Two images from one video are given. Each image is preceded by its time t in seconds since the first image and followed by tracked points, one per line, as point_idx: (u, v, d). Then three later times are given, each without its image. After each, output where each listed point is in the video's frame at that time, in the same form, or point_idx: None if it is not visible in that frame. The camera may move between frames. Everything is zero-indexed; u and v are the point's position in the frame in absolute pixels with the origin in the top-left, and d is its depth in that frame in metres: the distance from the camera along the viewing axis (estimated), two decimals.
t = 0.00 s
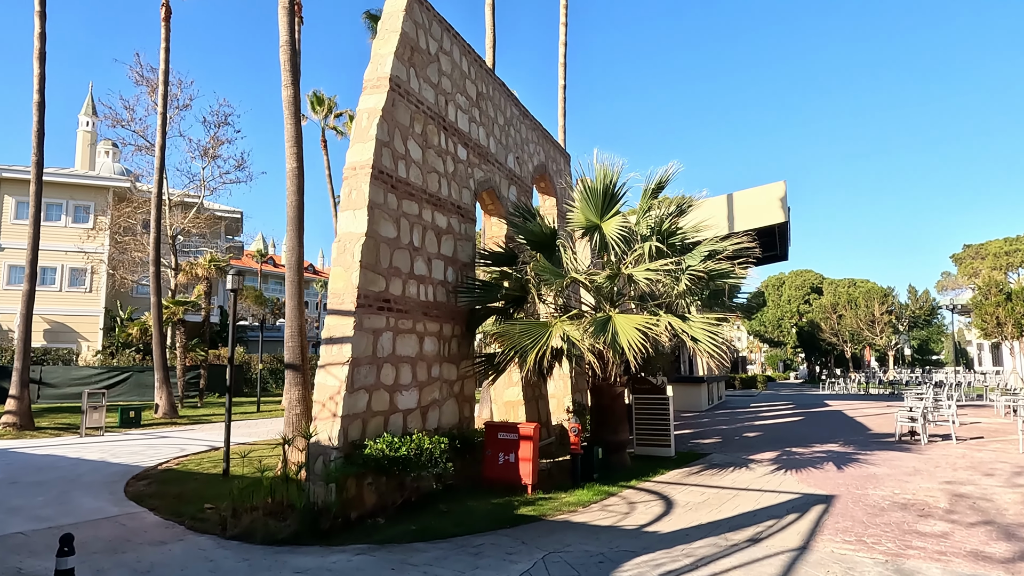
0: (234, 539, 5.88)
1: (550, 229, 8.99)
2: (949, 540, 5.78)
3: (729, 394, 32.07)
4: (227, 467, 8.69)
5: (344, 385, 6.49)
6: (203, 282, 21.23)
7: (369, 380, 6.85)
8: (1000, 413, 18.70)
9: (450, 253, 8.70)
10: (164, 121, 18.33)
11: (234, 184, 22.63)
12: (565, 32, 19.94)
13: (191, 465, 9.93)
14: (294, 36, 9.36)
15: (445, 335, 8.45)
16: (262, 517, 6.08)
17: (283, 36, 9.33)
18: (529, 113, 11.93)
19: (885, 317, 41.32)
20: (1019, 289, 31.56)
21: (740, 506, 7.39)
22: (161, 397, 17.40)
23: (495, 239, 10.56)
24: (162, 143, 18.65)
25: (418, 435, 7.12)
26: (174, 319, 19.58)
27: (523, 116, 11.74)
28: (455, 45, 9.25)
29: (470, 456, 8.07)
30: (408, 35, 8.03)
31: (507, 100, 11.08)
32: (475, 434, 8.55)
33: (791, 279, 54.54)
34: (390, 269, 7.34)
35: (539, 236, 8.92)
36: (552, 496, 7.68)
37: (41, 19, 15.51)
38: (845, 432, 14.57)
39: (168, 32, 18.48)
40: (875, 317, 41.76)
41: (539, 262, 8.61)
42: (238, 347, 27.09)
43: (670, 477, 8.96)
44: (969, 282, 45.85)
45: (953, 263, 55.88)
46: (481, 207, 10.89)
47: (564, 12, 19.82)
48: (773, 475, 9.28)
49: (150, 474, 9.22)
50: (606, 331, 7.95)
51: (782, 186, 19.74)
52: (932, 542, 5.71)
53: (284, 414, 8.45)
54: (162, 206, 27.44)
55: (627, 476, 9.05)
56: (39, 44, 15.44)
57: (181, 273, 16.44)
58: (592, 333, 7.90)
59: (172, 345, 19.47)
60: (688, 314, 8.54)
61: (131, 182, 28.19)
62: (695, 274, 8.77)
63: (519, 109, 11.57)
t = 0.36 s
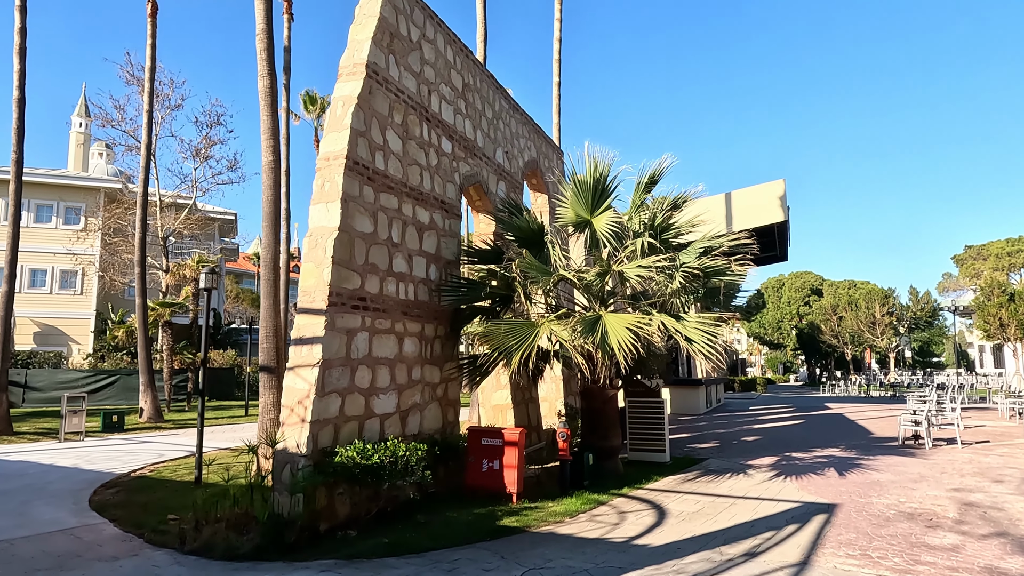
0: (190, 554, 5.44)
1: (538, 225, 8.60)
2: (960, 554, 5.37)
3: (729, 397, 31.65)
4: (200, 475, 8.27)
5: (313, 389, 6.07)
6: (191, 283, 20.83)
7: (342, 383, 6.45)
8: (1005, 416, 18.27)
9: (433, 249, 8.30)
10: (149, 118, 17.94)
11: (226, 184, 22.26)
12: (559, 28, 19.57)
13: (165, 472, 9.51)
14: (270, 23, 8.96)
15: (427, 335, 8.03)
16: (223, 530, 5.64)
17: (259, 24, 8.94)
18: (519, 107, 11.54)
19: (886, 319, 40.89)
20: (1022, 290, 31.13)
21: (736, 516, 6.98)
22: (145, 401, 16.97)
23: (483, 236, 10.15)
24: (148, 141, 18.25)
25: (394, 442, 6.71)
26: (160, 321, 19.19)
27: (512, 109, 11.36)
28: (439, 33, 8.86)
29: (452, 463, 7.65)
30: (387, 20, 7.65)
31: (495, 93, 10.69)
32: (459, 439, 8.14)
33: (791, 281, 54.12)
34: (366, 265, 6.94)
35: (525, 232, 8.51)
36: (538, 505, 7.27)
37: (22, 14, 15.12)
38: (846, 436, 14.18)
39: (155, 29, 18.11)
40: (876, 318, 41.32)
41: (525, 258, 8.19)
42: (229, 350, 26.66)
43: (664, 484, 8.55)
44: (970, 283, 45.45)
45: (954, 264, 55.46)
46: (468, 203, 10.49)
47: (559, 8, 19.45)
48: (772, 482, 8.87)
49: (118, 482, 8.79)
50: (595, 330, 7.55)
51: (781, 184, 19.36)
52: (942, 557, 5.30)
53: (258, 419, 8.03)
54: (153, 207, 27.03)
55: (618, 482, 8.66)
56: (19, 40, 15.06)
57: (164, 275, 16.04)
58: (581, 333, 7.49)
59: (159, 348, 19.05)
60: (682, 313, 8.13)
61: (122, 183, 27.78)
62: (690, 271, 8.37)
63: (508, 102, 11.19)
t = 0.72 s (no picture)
0: (140, 571, 5.06)
1: (524, 220, 8.20)
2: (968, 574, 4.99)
3: (727, 399, 31.24)
4: (167, 481, 7.81)
5: (277, 393, 5.68)
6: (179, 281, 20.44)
7: (310, 386, 6.06)
8: (1007, 420, 17.89)
9: (413, 246, 7.92)
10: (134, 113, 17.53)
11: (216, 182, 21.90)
12: (554, 23, 19.20)
13: (135, 478, 9.11)
14: (244, 10, 8.57)
15: (406, 336, 7.64)
16: (177, 545, 5.26)
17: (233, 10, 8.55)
18: (508, 100, 11.16)
19: (886, 320, 40.50)
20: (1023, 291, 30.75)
21: (729, 528, 6.60)
22: (128, 402, 16.59)
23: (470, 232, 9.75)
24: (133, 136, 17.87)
25: (365, 449, 6.29)
26: (146, 320, 18.96)
27: (501, 103, 10.99)
28: (420, 21, 8.49)
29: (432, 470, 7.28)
30: (363, 4, 7.28)
31: (482, 85, 10.31)
32: (439, 446, 7.75)
33: (790, 282, 53.77)
34: (339, 262, 6.55)
35: (510, 227, 8.12)
36: (521, 515, 6.90)
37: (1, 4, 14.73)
38: (846, 441, 13.80)
39: (140, 21, 17.74)
40: (876, 319, 40.95)
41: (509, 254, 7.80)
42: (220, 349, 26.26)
43: (655, 493, 8.16)
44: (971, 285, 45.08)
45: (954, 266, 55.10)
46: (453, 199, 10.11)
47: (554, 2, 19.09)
48: (768, 490, 8.48)
49: (83, 489, 8.39)
50: (581, 331, 7.15)
51: (779, 182, 19.01)
52: None
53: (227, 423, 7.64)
54: (144, 205, 26.66)
55: (607, 490, 8.28)
56: None
57: (146, 273, 15.64)
58: (566, 335, 7.10)
59: (145, 347, 18.65)
60: (674, 314, 7.76)
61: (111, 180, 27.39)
62: (682, 270, 7.99)
63: (496, 95, 10.81)
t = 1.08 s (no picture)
0: None
1: (506, 214, 7.78)
2: None
3: (724, 402, 30.86)
4: (129, 492, 7.30)
5: (234, 398, 5.26)
6: (163, 284, 20.01)
7: (271, 391, 5.63)
8: (1008, 423, 17.52)
9: (390, 242, 7.50)
10: (116, 111, 17.09)
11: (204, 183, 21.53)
12: (546, 19, 18.86)
13: (101, 488, 8.66)
14: None
15: (381, 337, 7.21)
16: (122, 565, 4.79)
17: None
18: (493, 93, 10.76)
19: (883, 322, 40.18)
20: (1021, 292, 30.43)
21: (722, 540, 6.19)
22: (108, 408, 16.14)
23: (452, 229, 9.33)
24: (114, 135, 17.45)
25: (330, 458, 5.81)
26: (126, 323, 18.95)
27: (486, 96, 10.58)
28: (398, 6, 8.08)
29: (408, 479, 6.87)
30: None
31: (466, 76, 9.91)
32: (417, 453, 7.34)
33: (786, 284, 53.48)
34: (305, 258, 6.14)
35: (492, 222, 7.70)
36: (502, 527, 6.48)
37: None
38: (845, 445, 13.41)
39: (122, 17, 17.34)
40: (873, 321, 40.64)
41: (489, 250, 7.37)
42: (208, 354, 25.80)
43: (645, 501, 7.75)
44: (968, 286, 44.78)
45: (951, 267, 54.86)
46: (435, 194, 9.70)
47: None
48: (764, 498, 8.07)
49: (41, 500, 7.92)
50: (564, 331, 6.76)
51: (775, 181, 18.66)
52: None
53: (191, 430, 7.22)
54: (131, 207, 26.23)
55: (595, 498, 7.88)
56: None
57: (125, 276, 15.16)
58: (547, 334, 6.69)
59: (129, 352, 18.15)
60: (664, 312, 7.34)
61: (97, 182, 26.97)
62: (672, 267, 7.59)
63: (481, 87, 10.41)
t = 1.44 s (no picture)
0: None
1: (485, 208, 7.40)
2: None
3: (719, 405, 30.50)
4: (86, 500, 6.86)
5: (184, 401, 4.87)
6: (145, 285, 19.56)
7: (227, 394, 5.25)
8: (1008, 426, 17.17)
9: (362, 237, 7.13)
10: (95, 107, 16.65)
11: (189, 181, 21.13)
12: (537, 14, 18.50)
13: (62, 496, 8.25)
14: None
15: (352, 338, 6.83)
16: None
17: None
18: (478, 85, 10.40)
19: (880, 324, 39.87)
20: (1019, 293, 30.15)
21: (711, 552, 5.81)
22: (86, 411, 15.72)
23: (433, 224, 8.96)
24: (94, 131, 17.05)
25: (288, 466, 5.32)
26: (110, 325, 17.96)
27: (471, 87, 10.22)
28: None
29: (379, 487, 6.54)
30: None
31: (448, 67, 9.54)
32: (391, 460, 6.97)
33: (783, 286, 53.22)
34: (266, 252, 5.75)
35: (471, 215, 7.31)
36: (479, 539, 6.08)
37: None
38: (841, 449, 13.05)
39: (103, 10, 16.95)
40: (870, 323, 40.33)
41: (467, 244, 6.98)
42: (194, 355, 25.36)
43: (632, 510, 7.36)
44: (965, 287, 44.52)
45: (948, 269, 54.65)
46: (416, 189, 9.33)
47: None
48: (757, 506, 7.69)
49: None
50: (545, 330, 6.37)
51: (770, 179, 18.33)
52: None
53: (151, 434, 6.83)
54: (117, 206, 25.80)
55: (579, 506, 7.51)
56: None
57: (104, 276, 14.67)
58: (527, 333, 6.30)
59: (109, 354, 17.64)
60: (651, 311, 6.97)
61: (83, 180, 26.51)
62: (661, 263, 7.21)
63: (465, 79, 10.05)
